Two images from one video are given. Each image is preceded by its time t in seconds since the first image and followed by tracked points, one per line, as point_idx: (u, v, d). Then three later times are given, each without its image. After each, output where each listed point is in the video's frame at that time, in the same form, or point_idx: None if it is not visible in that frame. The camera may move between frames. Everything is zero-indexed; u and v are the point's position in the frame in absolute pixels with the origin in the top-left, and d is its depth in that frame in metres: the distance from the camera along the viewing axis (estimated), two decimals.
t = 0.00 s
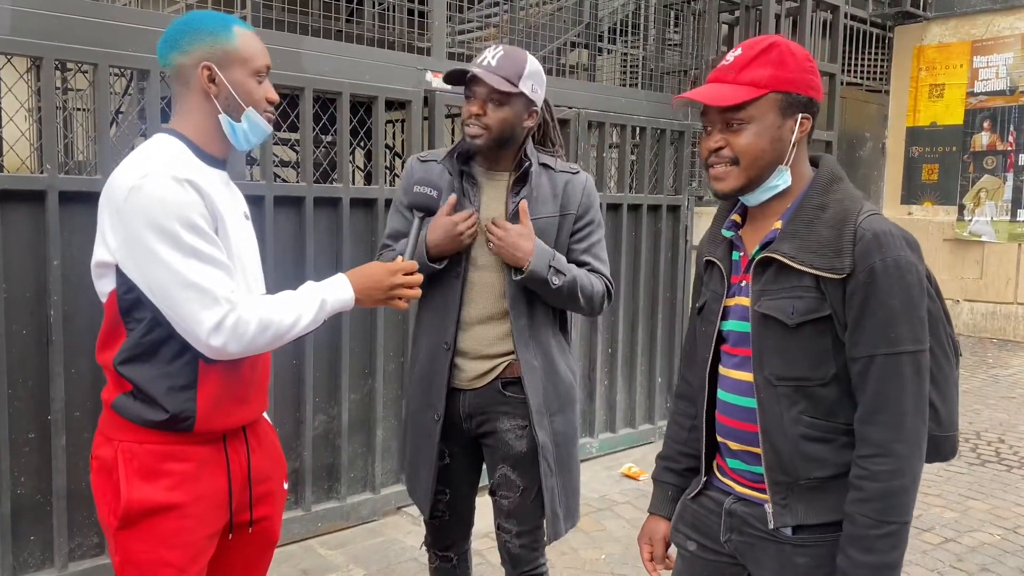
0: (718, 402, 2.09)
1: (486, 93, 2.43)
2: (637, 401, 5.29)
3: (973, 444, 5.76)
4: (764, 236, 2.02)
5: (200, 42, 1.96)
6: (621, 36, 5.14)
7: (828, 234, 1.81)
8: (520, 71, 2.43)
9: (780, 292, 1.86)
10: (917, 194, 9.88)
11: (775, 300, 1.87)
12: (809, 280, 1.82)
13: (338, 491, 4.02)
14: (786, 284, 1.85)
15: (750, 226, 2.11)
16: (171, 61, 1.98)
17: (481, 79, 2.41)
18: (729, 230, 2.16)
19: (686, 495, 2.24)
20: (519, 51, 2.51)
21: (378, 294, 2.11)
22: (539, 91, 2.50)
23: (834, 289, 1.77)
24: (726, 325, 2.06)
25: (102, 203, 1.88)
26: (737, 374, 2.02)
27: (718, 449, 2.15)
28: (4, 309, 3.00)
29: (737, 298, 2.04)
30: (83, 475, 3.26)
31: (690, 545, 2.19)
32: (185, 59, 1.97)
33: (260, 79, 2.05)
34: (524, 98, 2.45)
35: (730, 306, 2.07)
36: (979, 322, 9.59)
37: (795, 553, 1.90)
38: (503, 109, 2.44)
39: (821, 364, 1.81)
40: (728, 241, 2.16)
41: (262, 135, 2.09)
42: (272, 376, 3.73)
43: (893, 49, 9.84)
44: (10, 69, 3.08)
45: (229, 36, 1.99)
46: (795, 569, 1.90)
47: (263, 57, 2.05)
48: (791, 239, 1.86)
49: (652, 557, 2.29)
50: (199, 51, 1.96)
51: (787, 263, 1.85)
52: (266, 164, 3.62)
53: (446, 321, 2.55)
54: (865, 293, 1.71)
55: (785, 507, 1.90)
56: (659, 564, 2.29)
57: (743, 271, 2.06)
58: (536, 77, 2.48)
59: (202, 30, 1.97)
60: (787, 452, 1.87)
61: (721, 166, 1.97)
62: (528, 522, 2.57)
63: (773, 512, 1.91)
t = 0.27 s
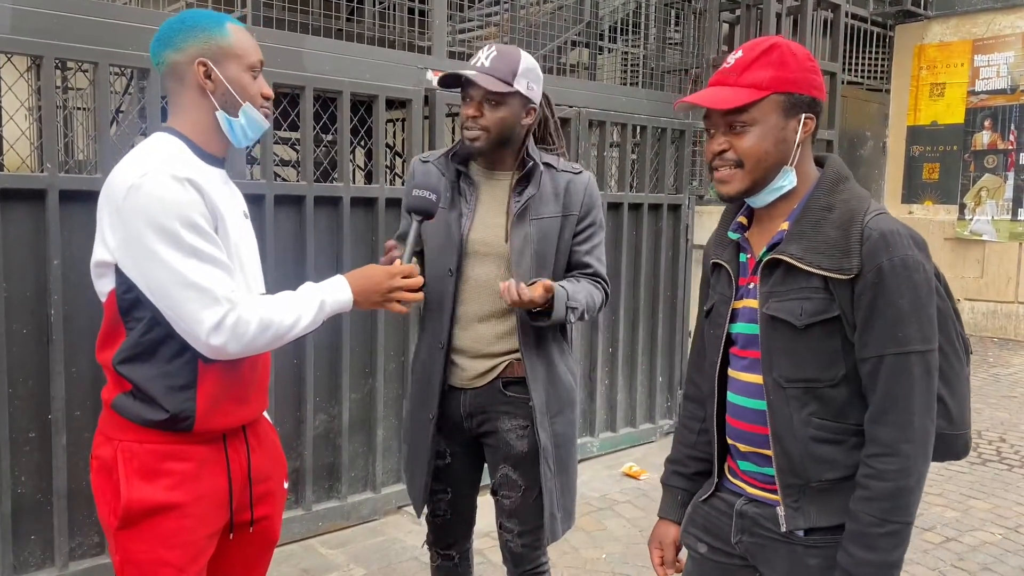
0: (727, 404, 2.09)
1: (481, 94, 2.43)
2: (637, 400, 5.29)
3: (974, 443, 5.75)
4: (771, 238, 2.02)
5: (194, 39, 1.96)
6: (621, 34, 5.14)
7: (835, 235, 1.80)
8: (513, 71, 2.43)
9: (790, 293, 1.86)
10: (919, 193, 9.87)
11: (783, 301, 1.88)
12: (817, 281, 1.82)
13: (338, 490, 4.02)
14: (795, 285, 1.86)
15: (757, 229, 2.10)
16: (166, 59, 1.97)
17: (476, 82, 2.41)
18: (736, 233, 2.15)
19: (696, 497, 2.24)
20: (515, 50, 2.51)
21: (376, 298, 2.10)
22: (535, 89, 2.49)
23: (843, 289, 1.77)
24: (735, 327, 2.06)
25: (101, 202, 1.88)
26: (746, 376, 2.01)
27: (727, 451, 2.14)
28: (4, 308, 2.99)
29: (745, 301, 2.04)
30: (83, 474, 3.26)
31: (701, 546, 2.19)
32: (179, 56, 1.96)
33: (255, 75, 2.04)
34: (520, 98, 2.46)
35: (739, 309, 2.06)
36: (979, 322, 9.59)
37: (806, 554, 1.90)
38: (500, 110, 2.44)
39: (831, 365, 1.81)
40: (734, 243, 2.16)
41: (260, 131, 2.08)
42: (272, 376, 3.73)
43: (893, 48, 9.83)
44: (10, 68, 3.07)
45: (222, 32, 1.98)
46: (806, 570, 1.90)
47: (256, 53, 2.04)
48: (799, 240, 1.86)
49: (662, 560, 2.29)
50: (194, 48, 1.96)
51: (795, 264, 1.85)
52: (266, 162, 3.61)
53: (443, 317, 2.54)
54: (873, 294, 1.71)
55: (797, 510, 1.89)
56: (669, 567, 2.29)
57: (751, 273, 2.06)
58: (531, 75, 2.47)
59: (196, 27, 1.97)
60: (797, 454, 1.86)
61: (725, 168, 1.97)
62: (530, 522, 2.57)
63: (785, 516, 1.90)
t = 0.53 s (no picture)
0: (733, 403, 2.09)
1: (480, 97, 2.44)
2: (638, 399, 5.29)
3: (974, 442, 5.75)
4: (773, 237, 2.02)
5: (197, 37, 1.96)
6: (622, 33, 5.14)
7: (835, 234, 1.81)
8: (512, 70, 2.43)
9: (790, 292, 1.87)
10: (919, 192, 9.84)
11: (784, 301, 1.88)
12: (818, 280, 1.82)
13: (339, 489, 4.02)
14: (796, 284, 1.86)
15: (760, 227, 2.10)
16: (167, 57, 1.97)
17: (472, 86, 2.42)
18: (740, 231, 2.15)
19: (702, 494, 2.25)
20: (516, 48, 2.51)
21: (372, 301, 2.12)
22: (535, 87, 2.48)
23: (843, 288, 1.77)
24: (739, 326, 2.06)
25: (98, 201, 1.88)
26: (750, 374, 2.02)
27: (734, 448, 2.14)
28: (4, 307, 2.99)
29: (748, 300, 2.04)
30: (83, 472, 3.26)
31: (707, 543, 2.20)
32: (181, 54, 1.96)
33: (256, 75, 2.04)
34: (520, 96, 2.45)
35: (742, 307, 2.06)
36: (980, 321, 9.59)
37: (808, 552, 1.91)
38: (499, 111, 2.44)
39: (832, 364, 1.81)
40: (738, 242, 2.16)
41: (259, 132, 2.08)
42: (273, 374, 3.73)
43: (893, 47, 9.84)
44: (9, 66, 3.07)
45: (224, 32, 1.98)
46: (809, 568, 1.91)
47: (258, 53, 2.04)
48: (799, 239, 1.86)
49: (669, 559, 2.26)
50: (195, 47, 1.96)
51: (795, 264, 1.86)
52: (266, 161, 3.60)
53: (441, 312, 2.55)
54: (873, 293, 1.71)
55: (799, 508, 1.90)
56: (676, 566, 2.27)
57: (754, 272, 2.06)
58: (531, 73, 2.47)
59: (198, 25, 1.96)
60: (799, 453, 1.87)
61: (725, 167, 1.96)
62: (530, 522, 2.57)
63: (787, 514, 1.91)
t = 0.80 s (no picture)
0: (733, 399, 2.11)
1: (486, 90, 2.44)
2: (638, 398, 5.29)
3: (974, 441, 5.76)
4: (773, 235, 2.02)
5: (197, 37, 1.96)
6: (622, 32, 5.14)
7: (834, 233, 1.80)
8: (518, 65, 2.43)
9: (789, 292, 1.87)
10: (919, 192, 9.78)
11: (783, 299, 1.88)
12: (816, 280, 1.82)
13: (339, 488, 4.02)
14: (794, 283, 1.86)
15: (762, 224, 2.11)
16: (168, 57, 1.98)
17: (478, 77, 2.43)
18: (742, 227, 2.16)
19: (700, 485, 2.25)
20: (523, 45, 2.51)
21: (368, 303, 2.11)
22: (541, 84, 2.48)
23: (840, 288, 1.77)
24: (739, 322, 2.08)
25: (98, 200, 1.88)
26: (748, 370, 2.03)
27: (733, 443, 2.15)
28: (4, 306, 2.99)
29: (748, 296, 2.06)
30: (84, 472, 3.26)
31: (703, 535, 2.19)
32: (181, 53, 1.96)
33: (257, 76, 2.04)
34: (525, 91, 2.45)
35: (742, 303, 2.08)
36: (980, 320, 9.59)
37: (803, 549, 1.91)
38: (504, 104, 2.44)
39: (829, 363, 1.81)
40: (741, 238, 2.17)
41: (259, 133, 2.08)
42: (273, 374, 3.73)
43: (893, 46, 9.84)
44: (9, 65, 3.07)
45: (224, 32, 1.98)
46: (805, 565, 1.91)
47: (260, 53, 2.04)
48: (798, 238, 1.86)
49: (667, 545, 2.33)
50: (195, 46, 1.96)
51: (792, 263, 1.86)
52: (265, 160, 3.60)
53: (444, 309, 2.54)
54: (868, 295, 1.70)
55: (793, 505, 1.90)
56: (673, 552, 2.33)
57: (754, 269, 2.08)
58: (537, 69, 2.47)
59: (199, 24, 1.96)
60: (794, 451, 1.87)
61: (724, 167, 1.97)
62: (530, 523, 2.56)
63: (781, 509, 1.92)
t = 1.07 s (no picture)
0: (718, 387, 2.13)
1: (485, 93, 2.44)
2: (638, 397, 5.29)
3: (974, 440, 5.76)
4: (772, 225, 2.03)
5: (198, 35, 1.95)
6: (622, 31, 5.14)
7: (835, 226, 1.81)
8: (516, 66, 2.42)
9: (785, 282, 1.88)
10: (919, 190, 9.85)
11: (779, 289, 1.89)
12: (813, 271, 1.82)
13: (339, 487, 4.03)
14: (791, 273, 1.87)
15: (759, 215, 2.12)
16: (168, 55, 1.97)
17: (476, 80, 2.43)
18: (738, 218, 2.17)
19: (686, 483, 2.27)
20: (522, 44, 2.51)
21: (368, 301, 2.10)
22: (541, 84, 2.47)
23: (837, 280, 1.77)
24: (728, 311, 2.09)
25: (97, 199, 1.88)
26: (736, 360, 2.05)
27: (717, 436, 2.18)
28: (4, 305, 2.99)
29: (739, 286, 2.07)
30: (84, 471, 3.26)
31: (699, 540, 2.19)
32: (182, 52, 1.96)
33: (258, 75, 2.04)
34: (525, 92, 2.44)
35: (733, 292, 2.10)
36: (980, 319, 9.60)
37: (790, 543, 1.92)
38: (504, 107, 2.44)
39: (821, 354, 1.82)
40: (735, 229, 2.18)
41: (258, 133, 2.07)
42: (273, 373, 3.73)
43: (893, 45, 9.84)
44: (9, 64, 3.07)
45: (226, 31, 1.97)
46: (790, 560, 1.92)
47: (261, 55, 2.03)
48: (798, 229, 1.87)
49: (668, 544, 2.31)
50: (196, 45, 1.95)
51: (792, 253, 1.86)
52: (265, 159, 3.60)
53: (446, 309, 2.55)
54: (867, 286, 1.71)
55: (776, 493, 1.93)
56: (675, 551, 2.30)
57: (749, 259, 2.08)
58: (536, 68, 2.46)
59: (200, 23, 1.95)
60: (781, 440, 1.89)
61: (732, 153, 1.98)
62: (531, 523, 2.56)
63: (764, 496, 1.95)
